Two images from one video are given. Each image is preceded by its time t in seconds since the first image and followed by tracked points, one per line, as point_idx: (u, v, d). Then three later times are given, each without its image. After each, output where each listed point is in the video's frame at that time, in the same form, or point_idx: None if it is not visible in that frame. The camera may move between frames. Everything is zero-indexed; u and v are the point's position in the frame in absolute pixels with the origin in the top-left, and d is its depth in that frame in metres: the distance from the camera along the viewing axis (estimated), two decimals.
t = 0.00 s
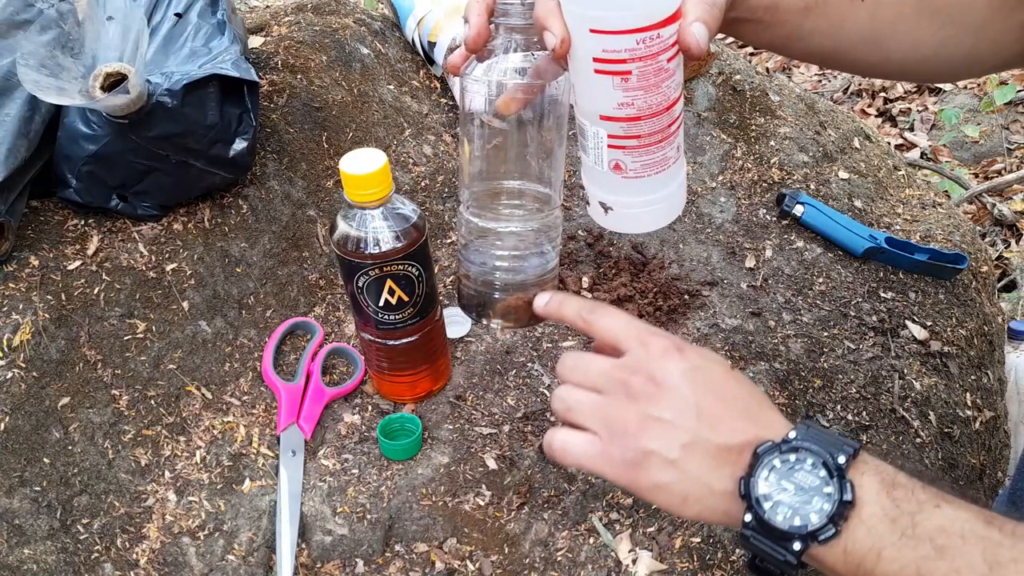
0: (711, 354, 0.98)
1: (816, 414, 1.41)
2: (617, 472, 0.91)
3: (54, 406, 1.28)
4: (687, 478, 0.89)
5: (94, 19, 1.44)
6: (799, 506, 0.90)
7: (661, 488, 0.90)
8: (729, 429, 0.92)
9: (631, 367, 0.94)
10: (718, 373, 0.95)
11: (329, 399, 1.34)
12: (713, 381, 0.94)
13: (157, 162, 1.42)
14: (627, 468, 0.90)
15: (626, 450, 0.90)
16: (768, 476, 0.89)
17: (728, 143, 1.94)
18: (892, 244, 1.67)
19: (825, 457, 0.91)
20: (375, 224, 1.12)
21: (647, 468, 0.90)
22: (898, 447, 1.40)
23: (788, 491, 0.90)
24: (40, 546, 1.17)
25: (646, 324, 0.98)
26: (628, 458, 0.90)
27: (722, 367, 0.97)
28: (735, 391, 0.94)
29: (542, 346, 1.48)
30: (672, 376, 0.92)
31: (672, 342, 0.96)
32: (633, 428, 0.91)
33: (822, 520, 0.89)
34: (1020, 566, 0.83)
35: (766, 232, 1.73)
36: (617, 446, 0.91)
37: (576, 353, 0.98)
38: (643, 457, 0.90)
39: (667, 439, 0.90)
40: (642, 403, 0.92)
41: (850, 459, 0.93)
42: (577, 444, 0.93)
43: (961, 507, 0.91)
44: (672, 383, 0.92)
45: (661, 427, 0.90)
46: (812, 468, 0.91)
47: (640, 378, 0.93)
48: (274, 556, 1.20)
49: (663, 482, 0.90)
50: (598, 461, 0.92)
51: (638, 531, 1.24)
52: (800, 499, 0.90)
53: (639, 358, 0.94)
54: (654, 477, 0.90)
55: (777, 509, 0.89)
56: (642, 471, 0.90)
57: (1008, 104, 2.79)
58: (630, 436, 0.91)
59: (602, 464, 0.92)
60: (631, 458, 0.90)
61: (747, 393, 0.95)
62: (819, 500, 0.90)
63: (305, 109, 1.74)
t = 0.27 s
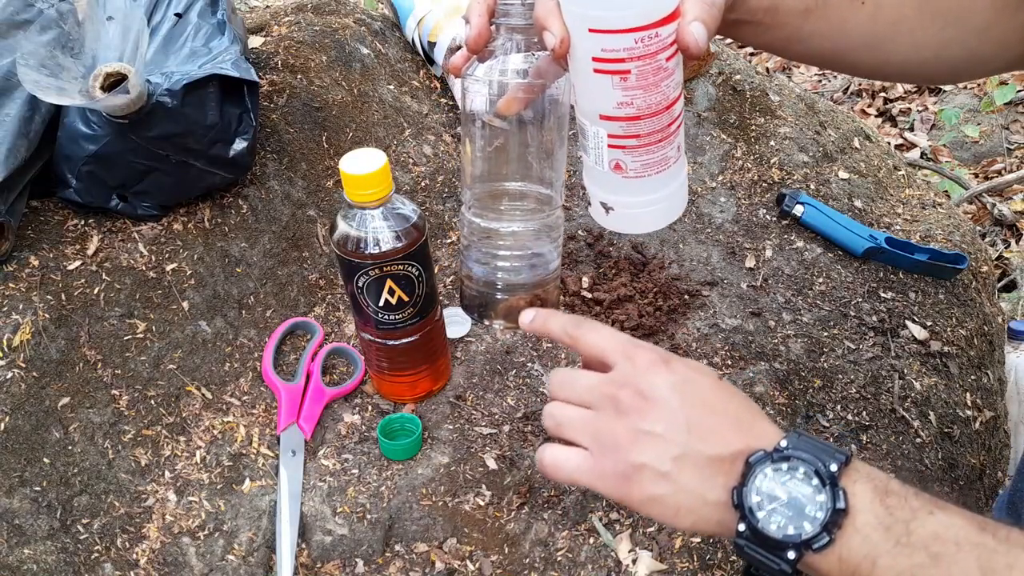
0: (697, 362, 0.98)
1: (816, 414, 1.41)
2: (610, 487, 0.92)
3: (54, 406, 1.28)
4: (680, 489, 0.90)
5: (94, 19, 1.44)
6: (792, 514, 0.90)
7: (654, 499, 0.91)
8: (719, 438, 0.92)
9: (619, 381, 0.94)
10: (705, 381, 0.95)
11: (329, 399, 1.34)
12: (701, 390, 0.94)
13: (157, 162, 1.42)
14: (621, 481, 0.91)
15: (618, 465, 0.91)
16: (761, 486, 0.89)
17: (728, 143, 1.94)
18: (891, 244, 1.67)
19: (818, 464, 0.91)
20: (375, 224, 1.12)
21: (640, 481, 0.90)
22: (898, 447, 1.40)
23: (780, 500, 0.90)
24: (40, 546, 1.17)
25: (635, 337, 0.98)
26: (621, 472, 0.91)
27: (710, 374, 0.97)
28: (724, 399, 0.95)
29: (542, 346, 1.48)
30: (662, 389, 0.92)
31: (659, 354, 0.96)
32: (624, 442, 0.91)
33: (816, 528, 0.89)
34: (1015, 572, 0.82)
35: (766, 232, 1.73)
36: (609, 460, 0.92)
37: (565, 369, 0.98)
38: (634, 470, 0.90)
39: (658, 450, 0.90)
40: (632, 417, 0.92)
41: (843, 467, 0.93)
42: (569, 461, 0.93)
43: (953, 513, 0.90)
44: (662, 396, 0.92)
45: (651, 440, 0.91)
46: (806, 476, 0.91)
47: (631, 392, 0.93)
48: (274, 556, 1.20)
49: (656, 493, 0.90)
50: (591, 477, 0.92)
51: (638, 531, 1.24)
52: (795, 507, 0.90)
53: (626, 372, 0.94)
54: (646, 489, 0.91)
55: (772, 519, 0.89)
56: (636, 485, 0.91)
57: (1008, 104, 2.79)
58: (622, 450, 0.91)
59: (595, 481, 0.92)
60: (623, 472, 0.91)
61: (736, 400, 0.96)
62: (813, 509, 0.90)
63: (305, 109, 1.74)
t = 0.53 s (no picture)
0: (670, 348, 0.97)
1: (816, 414, 1.41)
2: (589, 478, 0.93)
3: (54, 406, 1.28)
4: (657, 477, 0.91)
5: (94, 19, 1.44)
6: (768, 497, 0.90)
7: (631, 489, 0.91)
8: (694, 424, 0.92)
9: (592, 373, 0.94)
10: (678, 368, 0.95)
11: (329, 399, 1.34)
12: (673, 378, 0.94)
13: (157, 162, 1.42)
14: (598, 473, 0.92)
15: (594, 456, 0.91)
16: (735, 469, 0.90)
17: (728, 143, 1.95)
18: (891, 244, 1.67)
19: (792, 445, 0.92)
20: (375, 224, 1.12)
21: (616, 471, 0.91)
22: (898, 447, 1.40)
23: (756, 483, 0.90)
24: (40, 546, 1.17)
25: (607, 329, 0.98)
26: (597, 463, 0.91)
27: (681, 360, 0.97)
28: (696, 385, 0.95)
29: (542, 346, 1.48)
30: (634, 380, 0.92)
31: (630, 344, 0.96)
32: (598, 434, 0.92)
33: (793, 510, 0.89)
34: (987, 550, 0.82)
35: (766, 232, 1.73)
36: (585, 452, 0.92)
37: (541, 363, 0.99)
38: (609, 461, 0.91)
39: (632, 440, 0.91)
40: (605, 409, 0.92)
41: (818, 448, 0.93)
42: (547, 456, 0.93)
43: (926, 492, 0.90)
44: (634, 387, 0.92)
45: (626, 431, 0.91)
46: (780, 458, 0.91)
47: (603, 384, 0.93)
48: (274, 556, 1.20)
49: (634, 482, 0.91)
50: (569, 470, 0.93)
51: (638, 531, 1.24)
52: (772, 491, 0.90)
53: (598, 365, 0.94)
54: (623, 478, 0.91)
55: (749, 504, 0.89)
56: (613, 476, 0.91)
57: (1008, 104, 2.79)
58: (597, 442, 0.92)
59: (574, 474, 0.93)
60: (600, 463, 0.91)
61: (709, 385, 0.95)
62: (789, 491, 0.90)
63: (305, 109, 1.74)
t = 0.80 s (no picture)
0: (663, 363, 0.96)
1: (816, 414, 1.41)
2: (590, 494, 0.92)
3: (54, 406, 1.28)
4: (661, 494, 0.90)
5: (94, 19, 1.44)
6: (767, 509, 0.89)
7: (635, 506, 0.90)
8: (692, 438, 0.90)
9: (589, 393, 0.93)
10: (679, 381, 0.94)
11: (329, 399, 1.34)
12: (669, 393, 0.92)
13: (157, 162, 1.42)
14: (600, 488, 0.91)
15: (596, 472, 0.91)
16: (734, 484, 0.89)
17: (728, 143, 1.94)
18: (892, 244, 1.67)
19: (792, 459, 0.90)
20: (375, 224, 1.12)
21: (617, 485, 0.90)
22: (898, 447, 1.40)
23: (757, 497, 0.89)
24: (40, 546, 1.17)
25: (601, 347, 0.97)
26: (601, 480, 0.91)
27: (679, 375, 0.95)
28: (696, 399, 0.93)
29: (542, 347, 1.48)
30: (631, 398, 0.91)
31: (625, 362, 0.94)
32: (598, 455, 0.91)
33: (791, 523, 0.88)
34: (987, 559, 0.83)
35: (766, 232, 1.73)
36: (586, 473, 0.91)
37: (536, 381, 0.97)
38: (611, 481, 0.90)
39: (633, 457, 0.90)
40: (603, 429, 0.91)
41: (816, 457, 0.92)
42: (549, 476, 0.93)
43: (926, 499, 0.90)
44: (631, 405, 0.91)
45: (625, 451, 0.90)
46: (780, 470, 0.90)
47: (601, 404, 0.92)
48: (274, 557, 1.20)
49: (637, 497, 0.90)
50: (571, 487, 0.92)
51: (638, 531, 1.24)
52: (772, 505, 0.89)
53: (594, 385, 0.93)
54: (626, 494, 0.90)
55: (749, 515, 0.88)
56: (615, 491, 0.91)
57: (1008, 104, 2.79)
58: (597, 463, 0.91)
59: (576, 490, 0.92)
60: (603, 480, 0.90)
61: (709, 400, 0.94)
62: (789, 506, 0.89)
63: (305, 109, 1.74)
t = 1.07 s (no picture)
0: (652, 416, 0.89)
1: (816, 414, 1.41)
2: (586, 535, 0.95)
3: (54, 406, 1.28)
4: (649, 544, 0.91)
5: (94, 19, 1.44)
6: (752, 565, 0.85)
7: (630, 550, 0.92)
8: (681, 497, 0.87)
9: (580, 455, 0.90)
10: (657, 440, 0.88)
11: (329, 399, 1.34)
12: (658, 455, 0.87)
13: (157, 162, 1.42)
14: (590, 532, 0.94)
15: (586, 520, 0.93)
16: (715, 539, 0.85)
17: (728, 143, 1.95)
18: (891, 244, 1.68)
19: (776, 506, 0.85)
20: (375, 224, 1.12)
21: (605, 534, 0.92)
22: (898, 447, 1.40)
23: (738, 554, 0.85)
24: (40, 546, 1.17)
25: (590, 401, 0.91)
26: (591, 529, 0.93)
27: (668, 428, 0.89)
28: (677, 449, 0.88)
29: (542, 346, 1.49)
30: (619, 463, 0.87)
31: (613, 422, 0.89)
32: (592, 511, 0.91)
33: None
34: None
35: (766, 232, 1.73)
36: (582, 523, 0.93)
37: (527, 435, 0.94)
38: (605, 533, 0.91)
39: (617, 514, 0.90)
40: (595, 488, 0.89)
41: (794, 507, 0.86)
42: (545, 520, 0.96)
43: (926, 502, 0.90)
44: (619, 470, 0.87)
45: (617, 508, 0.89)
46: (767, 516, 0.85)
47: (591, 466, 0.89)
48: (274, 556, 1.20)
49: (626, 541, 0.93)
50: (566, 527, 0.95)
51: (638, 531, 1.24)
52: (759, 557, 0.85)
53: (584, 444, 0.89)
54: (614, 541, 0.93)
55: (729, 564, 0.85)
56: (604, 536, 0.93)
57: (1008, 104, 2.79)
58: (591, 517, 0.92)
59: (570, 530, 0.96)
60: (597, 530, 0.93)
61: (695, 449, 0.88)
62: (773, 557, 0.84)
63: (305, 109, 1.74)
